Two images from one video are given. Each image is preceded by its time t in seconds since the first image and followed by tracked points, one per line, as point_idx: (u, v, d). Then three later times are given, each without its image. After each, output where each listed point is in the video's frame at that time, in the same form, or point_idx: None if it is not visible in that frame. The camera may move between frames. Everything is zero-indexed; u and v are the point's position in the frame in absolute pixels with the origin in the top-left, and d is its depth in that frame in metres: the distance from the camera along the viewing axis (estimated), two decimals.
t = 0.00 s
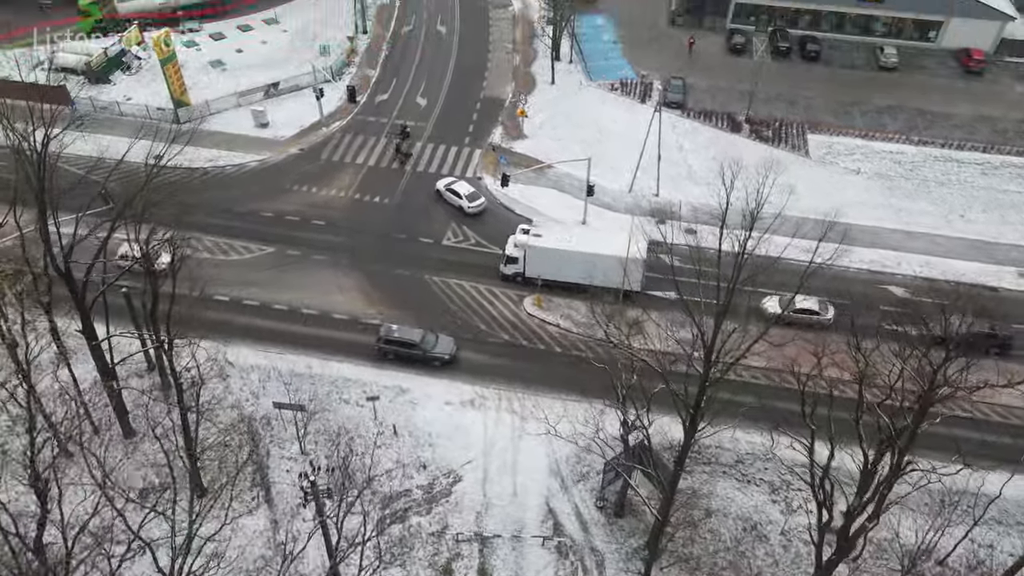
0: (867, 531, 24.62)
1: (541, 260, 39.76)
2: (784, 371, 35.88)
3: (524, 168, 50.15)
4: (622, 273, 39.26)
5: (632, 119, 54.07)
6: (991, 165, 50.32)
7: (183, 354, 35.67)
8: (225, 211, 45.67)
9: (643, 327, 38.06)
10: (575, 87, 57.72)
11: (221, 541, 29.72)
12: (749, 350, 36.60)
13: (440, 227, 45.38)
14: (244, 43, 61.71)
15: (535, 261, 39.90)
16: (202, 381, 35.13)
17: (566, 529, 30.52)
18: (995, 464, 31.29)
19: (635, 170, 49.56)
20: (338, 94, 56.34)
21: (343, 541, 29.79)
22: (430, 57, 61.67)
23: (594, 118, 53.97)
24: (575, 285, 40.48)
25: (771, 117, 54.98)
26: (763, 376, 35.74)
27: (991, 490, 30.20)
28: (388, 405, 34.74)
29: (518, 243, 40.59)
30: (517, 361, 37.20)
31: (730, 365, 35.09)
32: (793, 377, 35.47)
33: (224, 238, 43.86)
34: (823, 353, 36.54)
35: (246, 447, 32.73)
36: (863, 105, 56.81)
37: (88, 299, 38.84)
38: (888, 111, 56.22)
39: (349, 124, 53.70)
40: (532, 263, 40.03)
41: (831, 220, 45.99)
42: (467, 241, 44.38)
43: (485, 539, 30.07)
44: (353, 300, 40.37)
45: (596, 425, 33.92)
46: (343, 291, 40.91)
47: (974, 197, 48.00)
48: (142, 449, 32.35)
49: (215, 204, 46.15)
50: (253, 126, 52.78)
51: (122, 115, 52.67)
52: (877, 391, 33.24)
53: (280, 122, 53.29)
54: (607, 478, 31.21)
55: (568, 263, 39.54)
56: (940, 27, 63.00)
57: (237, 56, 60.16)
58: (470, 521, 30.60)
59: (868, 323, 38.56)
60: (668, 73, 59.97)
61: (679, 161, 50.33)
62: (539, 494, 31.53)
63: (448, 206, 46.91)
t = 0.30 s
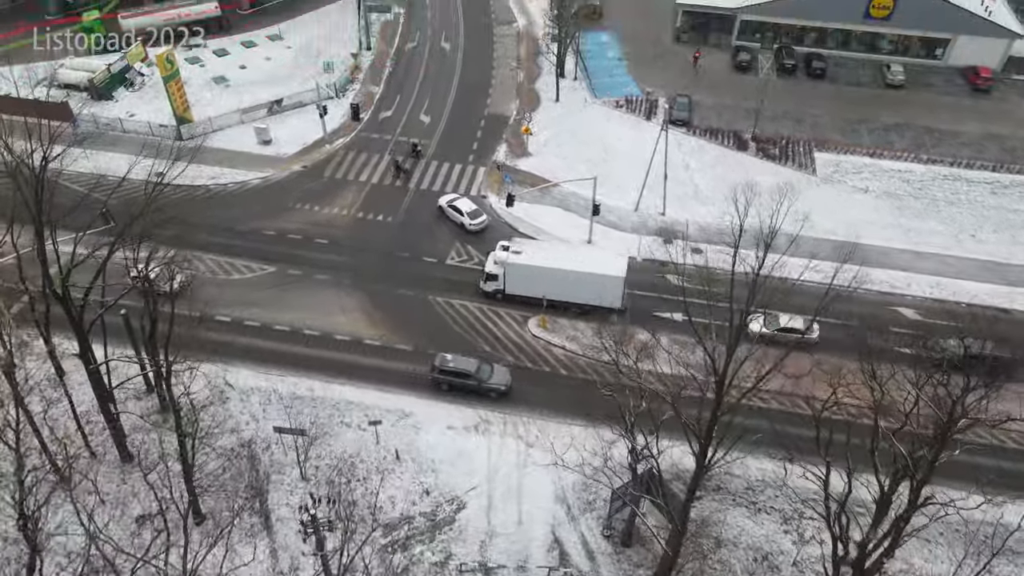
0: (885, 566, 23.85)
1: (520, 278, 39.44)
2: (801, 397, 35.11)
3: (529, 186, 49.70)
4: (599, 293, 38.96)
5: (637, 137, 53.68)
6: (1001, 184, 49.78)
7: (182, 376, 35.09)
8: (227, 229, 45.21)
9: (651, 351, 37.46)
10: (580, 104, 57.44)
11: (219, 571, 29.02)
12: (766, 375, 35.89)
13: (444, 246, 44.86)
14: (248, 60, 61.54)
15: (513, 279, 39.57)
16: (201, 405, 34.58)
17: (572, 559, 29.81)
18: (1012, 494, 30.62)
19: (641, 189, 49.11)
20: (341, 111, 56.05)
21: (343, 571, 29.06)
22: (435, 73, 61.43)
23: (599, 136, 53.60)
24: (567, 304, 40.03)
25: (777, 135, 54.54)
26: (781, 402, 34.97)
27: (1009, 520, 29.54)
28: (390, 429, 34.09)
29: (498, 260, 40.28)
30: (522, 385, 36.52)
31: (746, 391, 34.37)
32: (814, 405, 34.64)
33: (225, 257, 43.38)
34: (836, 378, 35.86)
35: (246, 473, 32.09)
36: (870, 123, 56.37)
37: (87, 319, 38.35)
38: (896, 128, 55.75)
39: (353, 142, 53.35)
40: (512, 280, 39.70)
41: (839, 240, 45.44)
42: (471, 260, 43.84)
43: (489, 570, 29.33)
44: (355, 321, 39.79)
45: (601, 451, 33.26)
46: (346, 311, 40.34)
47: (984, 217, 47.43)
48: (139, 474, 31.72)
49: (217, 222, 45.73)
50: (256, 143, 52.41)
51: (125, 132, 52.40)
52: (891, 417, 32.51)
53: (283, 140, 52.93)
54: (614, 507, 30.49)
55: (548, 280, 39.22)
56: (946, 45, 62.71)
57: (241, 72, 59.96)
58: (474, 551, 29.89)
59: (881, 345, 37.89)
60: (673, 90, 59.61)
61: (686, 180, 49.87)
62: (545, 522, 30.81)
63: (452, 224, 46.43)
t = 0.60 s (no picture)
0: None
1: (499, 294, 39.04)
2: (819, 422, 34.36)
3: (534, 205, 49.20)
4: (579, 311, 38.41)
5: (643, 155, 53.24)
6: (1012, 204, 49.18)
7: (179, 398, 34.45)
8: (228, 248, 44.71)
9: (660, 375, 36.79)
10: (585, 121, 57.10)
11: None
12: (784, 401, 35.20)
13: (448, 265, 44.30)
14: (251, 76, 61.30)
15: (493, 295, 39.21)
16: (200, 429, 33.95)
17: None
18: None
19: (647, 208, 48.57)
20: (344, 128, 55.71)
21: None
22: (438, 90, 61.13)
23: (604, 154, 53.17)
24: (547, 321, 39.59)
25: (784, 153, 54.05)
26: (799, 428, 34.22)
27: None
28: (392, 455, 33.38)
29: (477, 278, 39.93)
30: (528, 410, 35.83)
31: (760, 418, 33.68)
32: (832, 433, 33.88)
33: (226, 276, 42.85)
34: (850, 403, 35.16)
35: (244, 499, 31.38)
36: (878, 141, 55.87)
37: (85, 339, 37.78)
38: (903, 147, 55.26)
39: (356, 159, 52.95)
40: (491, 297, 39.31)
41: (847, 260, 44.82)
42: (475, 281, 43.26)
43: None
44: (357, 342, 39.18)
45: (608, 478, 32.51)
46: (347, 332, 39.75)
47: (995, 237, 46.80)
48: (135, 501, 31.01)
49: (218, 241, 45.25)
50: (258, 161, 52.00)
51: (127, 149, 52.03)
52: (908, 446, 31.76)
53: (286, 157, 52.54)
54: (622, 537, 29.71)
55: (527, 297, 38.73)
56: (954, 63, 62.28)
57: (244, 89, 59.69)
58: None
59: (895, 369, 37.19)
60: (679, 108, 59.18)
61: (692, 199, 49.37)
62: (550, 552, 30.01)
63: (456, 244, 45.89)
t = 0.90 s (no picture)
0: None
1: (478, 312, 38.55)
2: (839, 451, 33.51)
3: (539, 225, 48.64)
4: (561, 329, 37.88)
5: (650, 174, 52.71)
6: None
7: (178, 422, 33.84)
8: (230, 268, 44.15)
9: (669, 400, 36.06)
10: (590, 139, 56.73)
11: None
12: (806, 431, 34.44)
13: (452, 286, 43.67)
14: (255, 93, 61.02)
15: (473, 314, 38.70)
16: (199, 455, 33.23)
17: None
18: None
19: (654, 228, 47.96)
20: (349, 146, 55.32)
21: None
22: (443, 107, 60.77)
23: (610, 173, 52.65)
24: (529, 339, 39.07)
25: (792, 173, 53.45)
26: (819, 458, 33.40)
27: None
28: (395, 482, 32.61)
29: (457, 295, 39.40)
30: (534, 436, 35.08)
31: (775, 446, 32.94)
32: (851, 464, 33.04)
33: (227, 296, 42.27)
34: (868, 432, 34.36)
35: (243, 528, 30.62)
36: (887, 160, 55.28)
37: (83, 361, 37.17)
38: (914, 167, 54.65)
39: (360, 177, 52.48)
40: (470, 315, 38.85)
41: (857, 282, 44.13)
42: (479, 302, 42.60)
43: None
44: (360, 365, 38.52)
45: (616, 508, 31.70)
46: (350, 354, 39.09)
47: (1008, 259, 46.07)
48: (132, 529, 30.27)
49: (220, 260, 44.75)
50: (262, 179, 51.54)
51: (130, 166, 51.69)
52: (928, 478, 30.94)
53: (289, 175, 52.09)
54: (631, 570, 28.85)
55: (507, 316, 38.25)
56: (963, 81, 61.75)
57: (248, 106, 59.39)
58: None
59: (913, 396, 36.34)
60: (686, 126, 58.69)
61: (701, 219, 48.75)
62: None
63: (461, 265, 45.29)
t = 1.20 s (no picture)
0: None
1: (458, 330, 37.99)
2: (857, 483, 32.72)
3: (547, 245, 48.04)
4: (542, 347, 37.28)
5: (659, 194, 52.17)
6: None
7: (177, 447, 33.19)
8: (234, 287, 43.65)
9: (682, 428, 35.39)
10: (598, 157, 56.29)
11: None
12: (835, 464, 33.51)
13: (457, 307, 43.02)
14: (262, 110, 60.79)
15: (452, 332, 38.19)
16: (198, 481, 32.61)
17: None
18: None
19: (663, 249, 47.31)
20: (354, 164, 54.91)
21: None
22: (450, 125, 60.43)
23: (619, 193, 52.13)
24: (509, 357, 38.58)
25: (803, 193, 52.79)
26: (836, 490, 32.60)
27: None
28: (398, 510, 31.84)
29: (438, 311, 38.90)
30: (542, 464, 34.33)
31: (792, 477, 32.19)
32: (870, 497, 32.28)
33: (230, 316, 41.73)
34: (886, 463, 33.63)
35: (243, 557, 29.85)
36: (899, 180, 54.58)
37: (83, 382, 36.60)
38: (926, 187, 53.91)
39: (366, 195, 52.05)
40: (450, 333, 38.30)
41: (870, 306, 43.34)
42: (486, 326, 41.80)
43: None
44: (363, 388, 37.85)
45: (625, 539, 30.87)
46: (353, 377, 38.44)
47: None
48: (129, 557, 29.55)
49: (223, 279, 44.24)
50: (267, 197, 51.12)
51: (135, 184, 51.34)
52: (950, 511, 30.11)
53: (294, 193, 51.65)
54: None
55: (486, 332, 37.60)
56: (975, 100, 61.09)
57: (254, 123, 59.09)
58: None
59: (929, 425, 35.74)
60: (695, 144, 58.15)
61: (709, 240, 48.12)
62: None
63: (467, 286, 44.67)
